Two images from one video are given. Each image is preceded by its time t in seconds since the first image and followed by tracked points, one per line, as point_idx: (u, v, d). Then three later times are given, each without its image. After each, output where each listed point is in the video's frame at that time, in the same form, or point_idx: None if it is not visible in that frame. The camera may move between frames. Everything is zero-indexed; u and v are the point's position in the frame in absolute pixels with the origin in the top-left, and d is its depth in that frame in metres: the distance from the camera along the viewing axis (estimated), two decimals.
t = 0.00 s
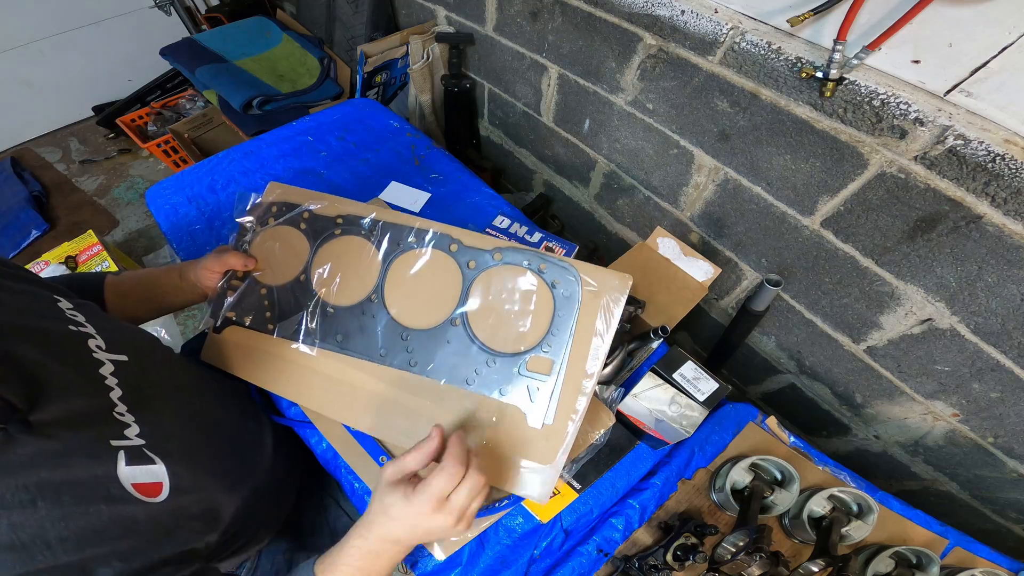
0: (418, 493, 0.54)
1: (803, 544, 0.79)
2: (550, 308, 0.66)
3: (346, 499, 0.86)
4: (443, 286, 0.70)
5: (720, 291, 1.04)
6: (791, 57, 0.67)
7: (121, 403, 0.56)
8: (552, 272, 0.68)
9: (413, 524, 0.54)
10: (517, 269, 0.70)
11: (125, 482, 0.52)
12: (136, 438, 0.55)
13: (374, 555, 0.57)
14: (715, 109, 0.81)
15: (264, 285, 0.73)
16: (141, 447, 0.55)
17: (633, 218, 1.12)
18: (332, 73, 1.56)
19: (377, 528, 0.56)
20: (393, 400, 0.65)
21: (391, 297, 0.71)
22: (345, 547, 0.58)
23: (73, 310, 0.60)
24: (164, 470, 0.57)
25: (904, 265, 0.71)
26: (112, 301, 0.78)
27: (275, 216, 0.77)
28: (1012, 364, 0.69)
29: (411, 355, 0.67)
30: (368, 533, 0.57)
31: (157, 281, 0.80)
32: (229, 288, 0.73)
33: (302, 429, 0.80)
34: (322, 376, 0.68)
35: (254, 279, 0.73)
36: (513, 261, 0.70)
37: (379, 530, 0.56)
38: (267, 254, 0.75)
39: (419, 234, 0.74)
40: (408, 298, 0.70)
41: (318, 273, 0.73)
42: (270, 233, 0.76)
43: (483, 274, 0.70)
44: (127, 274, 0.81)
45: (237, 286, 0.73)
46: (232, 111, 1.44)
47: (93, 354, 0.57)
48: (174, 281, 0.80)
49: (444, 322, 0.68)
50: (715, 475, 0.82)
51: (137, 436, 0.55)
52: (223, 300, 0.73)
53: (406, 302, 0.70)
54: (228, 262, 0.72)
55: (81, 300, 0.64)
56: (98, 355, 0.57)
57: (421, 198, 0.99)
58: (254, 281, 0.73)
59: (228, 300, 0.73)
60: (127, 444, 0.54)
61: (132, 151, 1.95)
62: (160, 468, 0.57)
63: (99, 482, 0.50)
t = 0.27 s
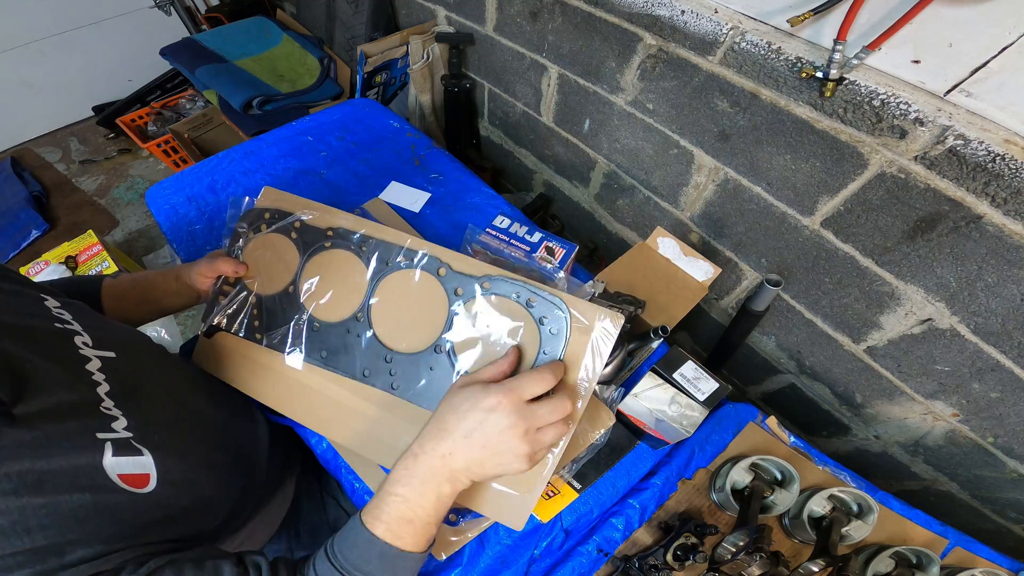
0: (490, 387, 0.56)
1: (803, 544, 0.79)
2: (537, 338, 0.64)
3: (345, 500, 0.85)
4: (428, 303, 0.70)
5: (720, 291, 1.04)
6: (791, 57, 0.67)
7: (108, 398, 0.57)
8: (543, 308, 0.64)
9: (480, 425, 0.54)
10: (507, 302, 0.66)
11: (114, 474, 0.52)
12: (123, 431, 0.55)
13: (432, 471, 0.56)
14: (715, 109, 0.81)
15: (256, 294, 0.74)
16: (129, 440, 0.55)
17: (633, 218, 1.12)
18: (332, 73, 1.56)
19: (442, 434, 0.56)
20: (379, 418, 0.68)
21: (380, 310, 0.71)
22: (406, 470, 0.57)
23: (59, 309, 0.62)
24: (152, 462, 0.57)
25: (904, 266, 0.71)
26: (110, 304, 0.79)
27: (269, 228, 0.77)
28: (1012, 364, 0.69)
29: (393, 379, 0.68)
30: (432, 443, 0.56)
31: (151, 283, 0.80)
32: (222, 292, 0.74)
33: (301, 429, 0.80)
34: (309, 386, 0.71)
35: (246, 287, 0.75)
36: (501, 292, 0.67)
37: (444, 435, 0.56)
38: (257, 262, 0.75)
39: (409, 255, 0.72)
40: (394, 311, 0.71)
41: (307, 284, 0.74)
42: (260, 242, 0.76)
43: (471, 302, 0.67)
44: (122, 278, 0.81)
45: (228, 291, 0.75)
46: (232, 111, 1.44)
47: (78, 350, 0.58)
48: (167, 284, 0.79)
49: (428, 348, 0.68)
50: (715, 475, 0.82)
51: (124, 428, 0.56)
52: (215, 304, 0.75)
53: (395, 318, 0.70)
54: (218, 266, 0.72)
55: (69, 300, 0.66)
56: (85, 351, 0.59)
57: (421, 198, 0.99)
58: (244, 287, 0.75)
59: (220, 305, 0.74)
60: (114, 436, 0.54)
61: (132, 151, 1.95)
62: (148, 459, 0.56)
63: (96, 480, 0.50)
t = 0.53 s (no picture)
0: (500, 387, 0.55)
1: (803, 544, 0.78)
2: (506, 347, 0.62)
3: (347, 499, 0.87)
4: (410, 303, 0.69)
5: (720, 291, 1.04)
6: (791, 57, 0.67)
7: (103, 391, 0.57)
8: (511, 319, 0.62)
9: (492, 423, 0.54)
10: (477, 308, 0.65)
11: (110, 465, 0.52)
12: (118, 423, 0.56)
13: (438, 474, 0.55)
14: (715, 109, 0.81)
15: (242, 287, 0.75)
16: (123, 432, 0.56)
17: (633, 218, 1.12)
18: (333, 73, 1.56)
19: (447, 433, 0.55)
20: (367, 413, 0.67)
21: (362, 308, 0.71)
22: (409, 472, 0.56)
23: (55, 304, 0.62)
24: (147, 453, 0.57)
25: (904, 266, 0.71)
26: (103, 300, 0.78)
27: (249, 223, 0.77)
28: (1012, 364, 0.69)
29: (371, 378, 0.68)
30: (439, 443, 0.55)
31: (147, 278, 0.80)
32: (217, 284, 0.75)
33: (302, 429, 0.80)
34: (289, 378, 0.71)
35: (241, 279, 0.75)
36: (474, 298, 0.65)
37: (449, 435, 0.55)
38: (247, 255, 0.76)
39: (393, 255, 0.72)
40: (377, 308, 0.71)
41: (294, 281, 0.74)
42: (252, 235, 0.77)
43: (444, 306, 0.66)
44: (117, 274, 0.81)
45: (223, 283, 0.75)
46: (232, 111, 1.44)
47: (73, 343, 0.59)
48: (163, 277, 0.79)
49: (405, 350, 0.67)
50: (714, 475, 0.82)
51: (119, 420, 0.56)
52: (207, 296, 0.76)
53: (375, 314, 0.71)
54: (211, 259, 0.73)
55: (64, 295, 0.66)
56: (80, 344, 0.59)
57: (421, 198, 0.99)
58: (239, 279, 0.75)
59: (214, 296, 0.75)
60: (108, 427, 0.54)
61: (131, 151, 1.95)
62: (143, 451, 0.57)
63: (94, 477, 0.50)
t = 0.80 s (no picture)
0: (521, 413, 0.56)
1: (803, 544, 0.79)
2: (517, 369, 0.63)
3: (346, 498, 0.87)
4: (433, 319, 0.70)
5: (720, 291, 1.04)
6: (791, 57, 0.67)
7: (101, 388, 0.57)
8: (532, 347, 0.63)
9: (512, 448, 0.56)
10: (497, 332, 0.66)
11: (106, 462, 0.52)
12: (115, 420, 0.56)
13: (456, 494, 0.57)
14: (715, 109, 0.81)
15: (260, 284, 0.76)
16: (121, 429, 0.56)
17: (633, 218, 1.12)
18: (333, 73, 1.56)
19: (465, 453, 0.56)
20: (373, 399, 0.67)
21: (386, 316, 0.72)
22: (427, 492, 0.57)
23: (55, 304, 0.62)
24: (144, 450, 0.57)
25: (904, 266, 0.71)
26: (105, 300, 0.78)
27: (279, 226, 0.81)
28: (1012, 364, 0.69)
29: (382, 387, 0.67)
30: (459, 464, 0.57)
31: (150, 278, 0.80)
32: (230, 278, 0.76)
33: (302, 429, 0.80)
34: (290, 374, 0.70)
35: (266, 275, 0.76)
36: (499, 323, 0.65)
37: (468, 457, 0.56)
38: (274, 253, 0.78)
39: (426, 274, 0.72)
40: (401, 316, 0.72)
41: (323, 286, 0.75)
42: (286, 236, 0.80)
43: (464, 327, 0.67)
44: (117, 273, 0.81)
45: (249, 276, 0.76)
46: (232, 111, 1.44)
47: (72, 342, 0.59)
48: (169, 276, 0.80)
49: (422, 364, 0.67)
50: (714, 475, 0.82)
51: (116, 417, 0.56)
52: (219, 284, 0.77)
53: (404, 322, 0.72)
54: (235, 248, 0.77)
55: (63, 294, 0.66)
56: (79, 343, 0.59)
57: (421, 198, 0.99)
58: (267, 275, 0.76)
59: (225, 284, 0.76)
60: (106, 424, 0.54)
61: (132, 151, 1.95)
62: (139, 448, 0.57)
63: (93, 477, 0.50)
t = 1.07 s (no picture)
0: (573, 466, 0.59)
1: (803, 544, 0.79)
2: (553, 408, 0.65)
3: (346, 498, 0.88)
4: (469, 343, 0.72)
5: (720, 291, 1.04)
6: (791, 57, 0.67)
7: (100, 386, 0.57)
8: (577, 393, 0.65)
9: (560, 499, 0.58)
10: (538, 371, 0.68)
11: (104, 460, 0.52)
12: (113, 418, 0.56)
13: (499, 538, 0.60)
14: (715, 109, 0.81)
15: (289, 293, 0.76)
16: (118, 427, 0.56)
17: (633, 218, 1.12)
18: (333, 73, 1.56)
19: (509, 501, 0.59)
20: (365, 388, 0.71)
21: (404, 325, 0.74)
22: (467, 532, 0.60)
23: (54, 301, 0.62)
24: (141, 449, 0.57)
25: (904, 266, 0.71)
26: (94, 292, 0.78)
27: (321, 242, 0.80)
28: (1012, 364, 0.69)
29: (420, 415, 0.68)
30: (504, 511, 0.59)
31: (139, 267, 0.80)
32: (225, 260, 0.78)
33: (302, 429, 0.80)
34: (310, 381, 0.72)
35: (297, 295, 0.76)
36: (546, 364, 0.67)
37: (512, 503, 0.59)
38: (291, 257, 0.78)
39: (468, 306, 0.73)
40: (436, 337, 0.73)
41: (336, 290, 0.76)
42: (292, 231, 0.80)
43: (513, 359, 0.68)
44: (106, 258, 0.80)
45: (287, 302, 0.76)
46: (232, 111, 1.44)
47: (72, 340, 0.59)
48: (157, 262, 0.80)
49: (463, 398, 0.69)
50: (714, 475, 0.82)
51: (114, 415, 0.56)
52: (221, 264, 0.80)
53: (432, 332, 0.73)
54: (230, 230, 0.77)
55: (62, 293, 0.66)
56: (78, 340, 0.59)
57: (421, 198, 0.99)
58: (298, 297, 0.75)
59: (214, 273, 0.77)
60: (104, 422, 0.54)
61: (131, 151, 1.95)
62: (137, 446, 0.57)
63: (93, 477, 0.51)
